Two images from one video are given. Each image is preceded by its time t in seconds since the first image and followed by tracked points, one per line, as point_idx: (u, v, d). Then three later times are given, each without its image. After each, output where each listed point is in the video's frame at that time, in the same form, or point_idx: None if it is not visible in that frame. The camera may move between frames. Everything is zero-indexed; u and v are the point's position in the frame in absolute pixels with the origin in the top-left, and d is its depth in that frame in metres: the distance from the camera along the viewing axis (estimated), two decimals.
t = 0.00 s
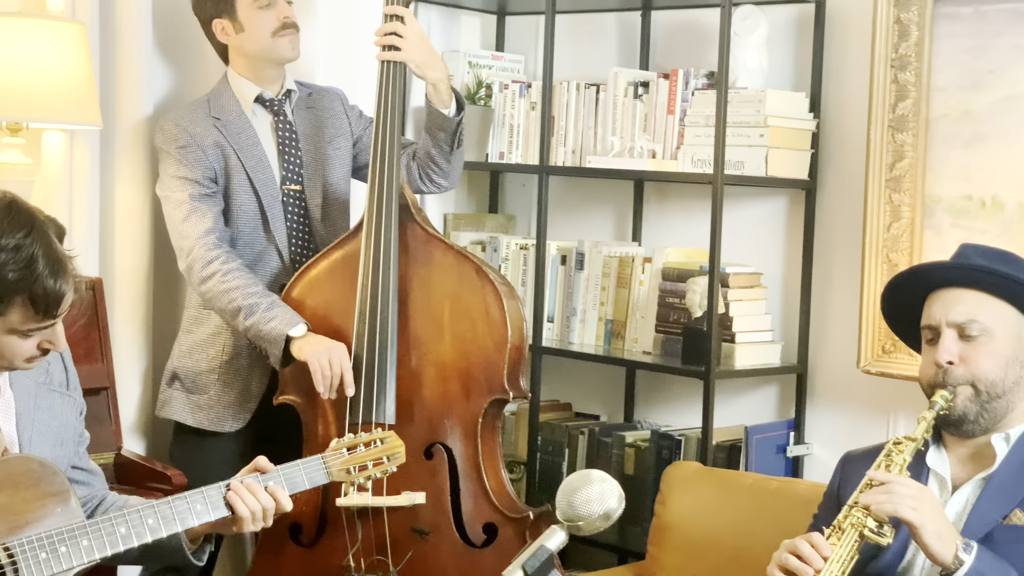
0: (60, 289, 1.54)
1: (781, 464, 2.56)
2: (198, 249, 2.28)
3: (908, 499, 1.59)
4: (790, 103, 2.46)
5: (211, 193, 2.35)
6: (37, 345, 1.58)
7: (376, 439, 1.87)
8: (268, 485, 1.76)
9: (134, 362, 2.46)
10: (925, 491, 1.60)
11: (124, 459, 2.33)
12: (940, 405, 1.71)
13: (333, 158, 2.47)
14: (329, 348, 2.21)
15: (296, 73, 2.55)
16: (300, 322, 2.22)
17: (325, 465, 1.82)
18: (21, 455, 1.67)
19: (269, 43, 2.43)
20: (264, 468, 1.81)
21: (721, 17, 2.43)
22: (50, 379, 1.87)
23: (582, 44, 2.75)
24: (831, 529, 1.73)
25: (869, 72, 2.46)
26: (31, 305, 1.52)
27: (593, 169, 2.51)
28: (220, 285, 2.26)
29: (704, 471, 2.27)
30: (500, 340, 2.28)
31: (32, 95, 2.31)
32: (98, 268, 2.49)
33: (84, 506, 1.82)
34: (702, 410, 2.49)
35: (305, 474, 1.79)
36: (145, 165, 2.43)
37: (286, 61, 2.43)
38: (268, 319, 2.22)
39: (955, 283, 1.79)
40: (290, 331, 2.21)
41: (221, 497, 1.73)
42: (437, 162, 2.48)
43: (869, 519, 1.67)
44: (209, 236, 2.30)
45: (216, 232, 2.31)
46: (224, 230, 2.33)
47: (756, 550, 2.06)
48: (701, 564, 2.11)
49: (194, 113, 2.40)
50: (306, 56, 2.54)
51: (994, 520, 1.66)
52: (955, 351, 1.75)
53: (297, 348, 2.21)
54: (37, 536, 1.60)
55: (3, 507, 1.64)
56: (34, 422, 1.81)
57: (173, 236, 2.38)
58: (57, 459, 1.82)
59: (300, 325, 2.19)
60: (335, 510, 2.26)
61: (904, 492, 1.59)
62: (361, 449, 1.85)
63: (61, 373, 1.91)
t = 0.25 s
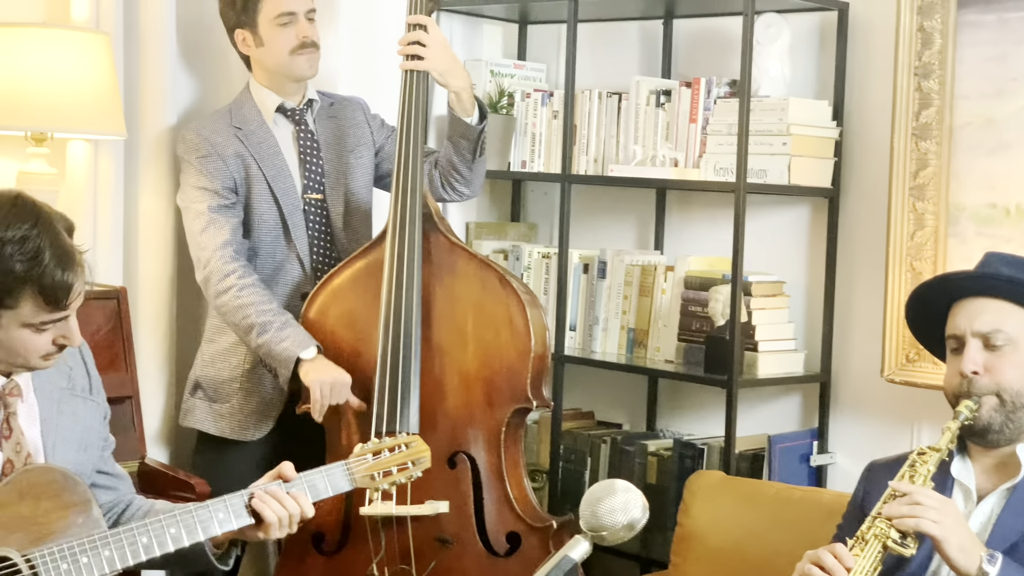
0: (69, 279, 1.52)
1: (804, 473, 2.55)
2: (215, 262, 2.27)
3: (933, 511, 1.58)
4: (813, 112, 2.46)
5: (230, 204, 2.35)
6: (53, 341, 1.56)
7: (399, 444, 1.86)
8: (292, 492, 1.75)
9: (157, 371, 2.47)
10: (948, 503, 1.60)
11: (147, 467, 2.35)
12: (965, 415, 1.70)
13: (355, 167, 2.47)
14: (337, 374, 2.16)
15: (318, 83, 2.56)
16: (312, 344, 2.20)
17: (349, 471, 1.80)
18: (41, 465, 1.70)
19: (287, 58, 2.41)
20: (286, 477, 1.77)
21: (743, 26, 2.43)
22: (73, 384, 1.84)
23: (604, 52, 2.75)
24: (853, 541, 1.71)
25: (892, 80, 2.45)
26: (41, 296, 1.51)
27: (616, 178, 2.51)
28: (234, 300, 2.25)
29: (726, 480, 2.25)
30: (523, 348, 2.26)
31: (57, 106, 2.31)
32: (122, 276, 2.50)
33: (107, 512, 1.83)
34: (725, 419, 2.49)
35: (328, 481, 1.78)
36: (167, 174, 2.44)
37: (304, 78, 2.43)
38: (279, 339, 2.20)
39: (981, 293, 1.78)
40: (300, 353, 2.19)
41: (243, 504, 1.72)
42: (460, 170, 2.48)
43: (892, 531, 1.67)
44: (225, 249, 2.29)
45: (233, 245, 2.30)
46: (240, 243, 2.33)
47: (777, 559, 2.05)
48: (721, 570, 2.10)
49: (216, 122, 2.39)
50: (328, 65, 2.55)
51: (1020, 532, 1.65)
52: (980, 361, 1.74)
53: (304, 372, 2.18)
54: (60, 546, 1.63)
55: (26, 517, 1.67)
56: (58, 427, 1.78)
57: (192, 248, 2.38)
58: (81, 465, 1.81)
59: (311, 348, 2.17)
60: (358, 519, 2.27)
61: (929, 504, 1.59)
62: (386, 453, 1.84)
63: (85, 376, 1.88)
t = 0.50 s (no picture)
0: (118, 306, 1.54)
1: (831, 482, 2.55)
2: (241, 269, 2.26)
3: (961, 520, 1.58)
4: (840, 119, 2.45)
5: (257, 213, 2.36)
6: (95, 364, 1.57)
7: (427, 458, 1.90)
8: (321, 503, 1.78)
9: (184, 379, 2.48)
10: (976, 512, 1.59)
11: (175, 474, 2.36)
12: (994, 423, 1.69)
13: (380, 175, 2.47)
14: (360, 382, 2.14)
15: (343, 91, 2.56)
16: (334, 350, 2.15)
17: (377, 485, 1.84)
18: (73, 474, 1.68)
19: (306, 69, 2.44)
20: (314, 489, 1.80)
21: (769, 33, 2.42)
22: (110, 399, 1.85)
23: (630, 60, 2.75)
24: (881, 549, 1.71)
25: (919, 88, 2.44)
26: (89, 321, 1.52)
27: (641, 186, 2.51)
28: (260, 305, 2.23)
29: (752, 488, 2.19)
30: (549, 357, 2.26)
31: (84, 115, 2.32)
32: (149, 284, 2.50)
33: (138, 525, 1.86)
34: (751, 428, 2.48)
35: (357, 494, 1.81)
36: (194, 183, 2.45)
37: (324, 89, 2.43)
38: (301, 345, 2.16)
39: (1010, 301, 1.78)
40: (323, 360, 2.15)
41: (273, 515, 1.75)
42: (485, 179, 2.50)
43: (921, 539, 1.66)
44: (251, 257, 2.29)
45: (259, 252, 2.30)
46: (267, 250, 2.33)
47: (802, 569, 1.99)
48: None
49: (242, 131, 2.41)
50: (353, 74, 2.55)
51: None
52: (1009, 370, 1.74)
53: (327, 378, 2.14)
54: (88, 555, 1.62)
55: (56, 526, 1.64)
56: (94, 441, 1.80)
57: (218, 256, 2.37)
58: (115, 480, 1.83)
59: (334, 353, 2.14)
60: (383, 527, 2.27)
61: (957, 513, 1.59)
62: (413, 466, 1.88)
63: (122, 391, 1.89)
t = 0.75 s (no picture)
0: (174, 319, 1.60)
1: (861, 490, 2.54)
2: (279, 272, 2.30)
3: (992, 530, 1.58)
4: (870, 126, 2.44)
5: (290, 218, 2.37)
6: (147, 376, 1.64)
7: (462, 473, 1.90)
8: (357, 515, 1.78)
9: (214, 386, 2.49)
10: (1007, 522, 1.59)
11: (205, 482, 2.40)
12: None
13: (408, 183, 2.47)
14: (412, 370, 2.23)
15: (371, 98, 2.56)
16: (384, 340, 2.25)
17: (413, 500, 1.84)
18: (113, 481, 1.70)
19: (325, 81, 2.42)
20: (349, 502, 1.80)
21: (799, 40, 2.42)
22: (153, 412, 1.86)
23: (658, 67, 2.75)
24: (913, 561, 1.68)
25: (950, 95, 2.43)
26: (145, 334, 1.58)
27: (669, 193, 2.51)
28: (302, 305, 2.28)
29: (781, 496, 2.13)
30: (578, 364, 2.25)
31: (116, 124, 2.34)
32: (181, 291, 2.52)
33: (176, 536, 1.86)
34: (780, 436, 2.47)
35: (393, 507, 1.81)
36: (225, 191, 2.47)
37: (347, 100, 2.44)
38: (352, 339, 2.25)
39: None
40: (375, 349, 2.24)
41: (309, 526, 1.75)
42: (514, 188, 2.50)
43: (953, 550, 1.64)
44: (289, 259, 2.31)
45: (296, 255, 2.32)
46: (303, 253, 2.34)
47: None
48: None
49: (273, 138, 2.42)
50: (382, 81, 2.56)
51: None
52: None
53: (380, 367, 2.25)
54: (128, 562, 1.64)
55: (97, 533, 1.66)
56: (137, 452, 1.81)
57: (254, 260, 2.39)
58: (155, 493, 1.83)
59: (384, 344, 2.23)
60: (413, 535, 2.26)
61: (988, 523, 1.58)
62: (448, 481, 1.88)
63: (166, 405, 1.89)
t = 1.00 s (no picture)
0: (210, 302, 1.63)
1: (893, 499, 2.53)
2: (313, 275, 2.30)
3: None
4: (901, 133, 2.43)
5: (324, 223, 2.38)
6: (184, 364, 1.66)
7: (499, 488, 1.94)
8: (393, 529, 1.78)
9: (246, 392, 2.49)
10: None
11: (235, 488, 2.42)
12: None
13: (441, 188, 2.46)
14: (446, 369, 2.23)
15: (403, 102, 2.56)
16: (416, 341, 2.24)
17: (450, 513, 1.86)
18: (151, 487, 1.69)
19: (351, 87, 2.43)
20: (387, 514, 1.80)
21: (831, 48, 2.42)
22: (193, 418, 1.86)
23: (688, 74, 2.76)
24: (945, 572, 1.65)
25: (982, 102, 2.42)
26: (183, 316, 1.61)
27: (699, 201, 2.50)
28: (336, 308, 2.28)
29: (816, 505, 2.08)
30: (610, 371, 2.24)
31: (149, 131, 2.35)
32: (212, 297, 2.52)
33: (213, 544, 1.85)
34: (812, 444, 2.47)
35: (430, 520, 1.83)
36: (257, 197, 2.46)
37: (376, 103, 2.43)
38: (385, 341, 2.24)
39: None
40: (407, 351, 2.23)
41: (345, 538, 1.75)
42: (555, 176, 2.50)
43: (987, 562, 1.61)
44: (323, 262, 2.32)
45: (329, 258, 2.33)
46: (336, 257, 2.35)
47: None
48: None
49: (305, 144, 2.43)
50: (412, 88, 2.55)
51: None
52: None
53: (413, 370, 2.24)
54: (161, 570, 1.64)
55: (134, 539, 1.65)
56: (176, 457, 1.82)
57: (287, 264, 2.40)
58: (194, 498, 1.84)
59: (417, 344, 2.21)
60: (444, 543, 2.25)
61: None
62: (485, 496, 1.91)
63: (205, 411, 1.89)
